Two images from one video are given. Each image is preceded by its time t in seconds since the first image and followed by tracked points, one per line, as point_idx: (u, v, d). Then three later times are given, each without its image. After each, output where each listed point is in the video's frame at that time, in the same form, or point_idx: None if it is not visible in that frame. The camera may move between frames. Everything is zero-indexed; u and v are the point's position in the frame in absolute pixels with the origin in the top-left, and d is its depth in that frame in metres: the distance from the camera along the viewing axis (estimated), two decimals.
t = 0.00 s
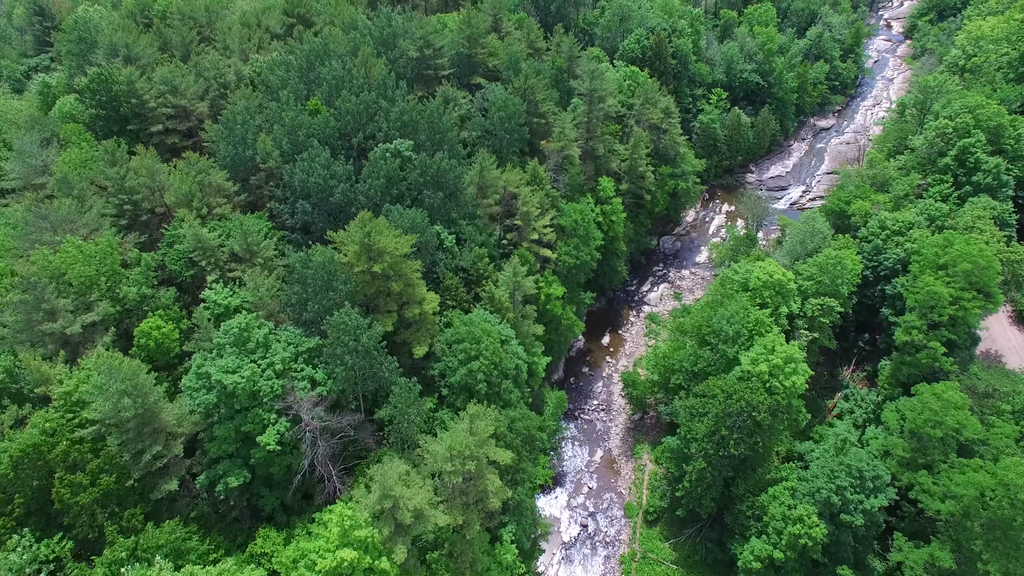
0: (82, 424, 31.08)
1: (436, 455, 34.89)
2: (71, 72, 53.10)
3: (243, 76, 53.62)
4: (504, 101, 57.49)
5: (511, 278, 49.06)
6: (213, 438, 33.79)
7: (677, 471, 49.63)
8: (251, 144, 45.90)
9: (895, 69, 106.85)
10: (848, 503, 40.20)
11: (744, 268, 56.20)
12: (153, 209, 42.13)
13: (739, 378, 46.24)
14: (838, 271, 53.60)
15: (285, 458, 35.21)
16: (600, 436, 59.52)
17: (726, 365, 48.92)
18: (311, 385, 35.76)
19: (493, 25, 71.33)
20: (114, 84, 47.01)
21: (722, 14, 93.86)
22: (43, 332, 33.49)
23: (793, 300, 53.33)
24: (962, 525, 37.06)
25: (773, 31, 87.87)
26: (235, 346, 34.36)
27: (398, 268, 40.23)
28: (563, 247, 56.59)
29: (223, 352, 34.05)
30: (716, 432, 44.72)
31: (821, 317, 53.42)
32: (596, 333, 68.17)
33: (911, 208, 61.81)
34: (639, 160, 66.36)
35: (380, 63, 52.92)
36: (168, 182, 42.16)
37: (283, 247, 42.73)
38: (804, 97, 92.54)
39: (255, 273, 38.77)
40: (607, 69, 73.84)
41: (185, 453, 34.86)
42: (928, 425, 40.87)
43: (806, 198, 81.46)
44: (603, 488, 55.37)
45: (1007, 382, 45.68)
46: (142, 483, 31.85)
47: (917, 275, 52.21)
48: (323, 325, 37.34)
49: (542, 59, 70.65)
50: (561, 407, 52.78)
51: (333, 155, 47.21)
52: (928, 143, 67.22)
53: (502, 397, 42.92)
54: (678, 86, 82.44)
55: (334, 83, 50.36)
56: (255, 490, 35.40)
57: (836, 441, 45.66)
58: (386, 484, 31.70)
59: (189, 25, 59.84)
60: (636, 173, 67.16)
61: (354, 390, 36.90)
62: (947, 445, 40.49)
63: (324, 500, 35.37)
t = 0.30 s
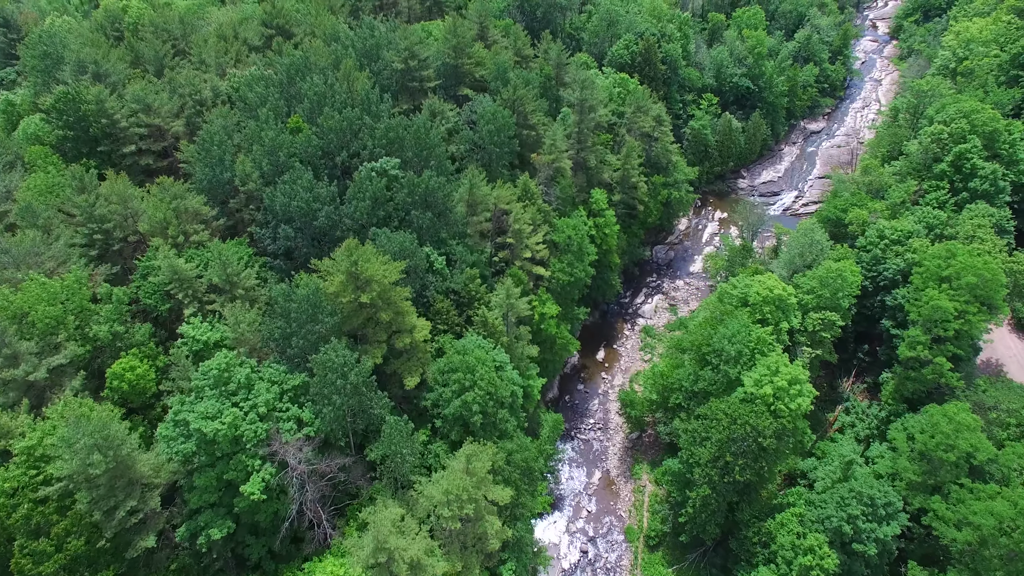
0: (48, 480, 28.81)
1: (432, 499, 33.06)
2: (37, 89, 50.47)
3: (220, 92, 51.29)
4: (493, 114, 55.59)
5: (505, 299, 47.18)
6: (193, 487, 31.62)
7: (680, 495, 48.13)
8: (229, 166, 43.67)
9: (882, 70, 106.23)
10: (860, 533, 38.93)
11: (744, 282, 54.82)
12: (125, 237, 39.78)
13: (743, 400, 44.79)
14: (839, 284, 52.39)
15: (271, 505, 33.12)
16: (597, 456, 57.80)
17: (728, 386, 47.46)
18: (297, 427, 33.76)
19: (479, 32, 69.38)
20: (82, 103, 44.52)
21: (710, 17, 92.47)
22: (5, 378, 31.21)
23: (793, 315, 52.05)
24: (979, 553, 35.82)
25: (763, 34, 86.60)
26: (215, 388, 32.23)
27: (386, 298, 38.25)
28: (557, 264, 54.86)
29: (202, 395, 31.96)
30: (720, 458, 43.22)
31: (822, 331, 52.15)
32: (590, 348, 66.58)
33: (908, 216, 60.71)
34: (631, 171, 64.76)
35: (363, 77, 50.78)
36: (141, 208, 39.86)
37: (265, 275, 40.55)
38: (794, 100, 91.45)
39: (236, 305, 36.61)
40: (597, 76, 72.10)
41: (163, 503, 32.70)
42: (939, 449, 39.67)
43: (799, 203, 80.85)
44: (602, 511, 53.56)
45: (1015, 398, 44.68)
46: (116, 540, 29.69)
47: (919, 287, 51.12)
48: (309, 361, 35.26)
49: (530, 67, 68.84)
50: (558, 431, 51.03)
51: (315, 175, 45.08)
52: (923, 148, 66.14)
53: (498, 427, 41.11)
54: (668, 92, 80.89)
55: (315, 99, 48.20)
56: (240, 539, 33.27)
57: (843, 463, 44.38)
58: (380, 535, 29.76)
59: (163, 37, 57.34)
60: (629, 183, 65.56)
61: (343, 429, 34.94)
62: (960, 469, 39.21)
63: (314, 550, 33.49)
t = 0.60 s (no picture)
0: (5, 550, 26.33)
1: (426, 548, 31.19)
2: None
3: (189, 111, 48.75)
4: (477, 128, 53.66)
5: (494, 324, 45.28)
6: (168, 547, 29.37)
7: (679, 520, 46.69)
8: (200, 192, 41.25)
9: (864, 70, 105.98)
10: (871, 561, 37.89)
11: (738, 296, 53.47)
12: (89, 272, 37.23)
13: (743, 423, 43.34)
14: (836, 296, 51.14)
15: (253, 560, 31.02)
16: (592, 477, 56.04)
17: (727, 406, 46.03)
18: (280, 475, 31.68)
19: (460, 41, 67.34)
20: (40, 127, 41.79)
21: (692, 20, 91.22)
22: None
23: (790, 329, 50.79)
24: None
25: (746, 37, 85.51)
26: (189, 439, 29.97)
27: (371, 331, 36.20)
28: (546, 282, 53.10)
29: (175, 447, 29.66)
30: (722, 484, 41.74)
31: (820, 345, 50.95)
32: (581, 364, 65.07)
33: (900, 222, 59.78)
34: (619, 181, 63.11)
35: (340, 92, 48.50)
36: (106, 241, 37.33)
37: (240, 308, 38.26)
38: (779, 103, 90.57)
39: (210, 345, 34.29)
40: (581, 84, 70.36)
41: (135, 562, 30.41)
42: (948, 471, 38.49)
43: (787, 208, 80.10)
44: (599, 535, 51.70)
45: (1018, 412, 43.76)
46: None
47: (917, 298, 50.10)
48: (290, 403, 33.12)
49: (513, 76, 66.95)
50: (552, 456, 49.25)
51: (292, 199, 42.80)
52: (912, 153, 65.26)
53: (491, 461, 39.29)
54: (653, 98, 79.41)
55: (291, 117, 45.87)
56: None
57: (846, 484, 43.13)
58: None
59: (127, 53, 54.52)
60: (616, 194, 63.95)
61: (329, 474, 32.91)
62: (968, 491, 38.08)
63: None
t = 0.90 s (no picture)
0: None
1: None
2: None
3: (149, 135, 45.97)
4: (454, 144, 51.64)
5: (480, 351, 43.38)
6: None
7: (677, 544, 45.31)
8: (162, 224, 38.63)
9: (837, 68, 106.03)
10: None
11: (728, 309, 52.19)
12: (42, 316, 34.49)
13: (740, 445, 41.99)
14: (827, 307, 50.07)
15: None
16: (584, 499, 54.30)
17: (721, 426, 44.66)
18: (259, 534, 29.47)
19: (432, 51, 65.21)
20: None
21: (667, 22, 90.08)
22: None
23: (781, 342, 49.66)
24: None
25: (721, 40, 84.58)
26: (157, 503, 27.67)
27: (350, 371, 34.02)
28: (531, 302, 51.33)
29: (141, 513, 27.36)
30: (721, 509, 40.35)
31: (812, 356, 49.88)
32: (568, 381, 63.49)
33: (885, 227, 59.10)
34: (600, 192, 61.54)
35: (310, 112, 46.14)
36: (59, 283, 34.60)
37: (209, 349, 35.83)
38: (756, 105, 89.93)
39: (176, 393, 31.86)
40: (558, 92, 68.64)
41: None
42: (953, 491, 37.48)
43: (768, 211, 79.58)
44: (594, 561, 49.86)
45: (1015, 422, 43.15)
46: None
47: (909, 306, 49.24)
48: (266, 455, 30.88)
49: (488, 86, 64.98)
50: (544, 483, 47.50)
51: (261, 228, 40.40)
52: (893, 155, 64.61)
53: (482, 499, 37.47)
54: (631, 103, 77.99)
55: (257, 140, 43.37)
56: None
57: (846, 503, 42.11)
58: None
59: (80, 73, 51.43)
60: (598, 205, 62.32)
61: (312, 529, 30.81)
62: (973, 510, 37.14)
63: None
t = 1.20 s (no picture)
0: None
1: None
2: None
3: (96, 164, 42.81)
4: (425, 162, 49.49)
5: (462, 381, 41.46)
6: None
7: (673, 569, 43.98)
8: (114, 263, 35.74)
9: (802, 66, 106.40)
10: None
11: (714, 322, 51.02)
12: None
13: (735, 466, 40.69)
14: (814, 317, 49.16)
15: None
16: (574, 522, 52.49)
17: (714, 446, 43.39)
18: None
19: (398, 63, 62.89)
20: None
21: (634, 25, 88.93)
22: None
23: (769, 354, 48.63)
24: None
25: (690, 42, 83.67)
26: None
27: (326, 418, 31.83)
28: (511, 323, 49.47)
29: None
30: (720, 535, 39.02)
31: (800, 367, 48.98)
32: (551, 398, 61.74)
33: (864, 229, 58.63)
34: (576, 204, 59.94)
35: (271, 134, 43.56)
36: None
37: (171, 399, 33.20)
38: (726, 106, 89.42)
39: (135, 454, 29.22)
40: (529, 101, 66.85)
41: None
42: (954, 507, 36.56)
43: (743, 213, 79.30)
44: None
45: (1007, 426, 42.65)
46: None
47: (895, 312, 48.55)
48: (238, 517, 28.52)
49: (457, 97, 62.84)
50: (534, 512, 45.66)
51: (223, 263, 37.80)
52: (868, 155, 64.26)
53: (472, 541, 35.58)
54: (602, 109, 76.58)
55: (215, 168, 40.61)
56: None
57: (844, 519, 41.17)
58: None
59: (18, 97, 47.80)
60: (575, 217, 60.72)
61: None
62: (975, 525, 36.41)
63: None
